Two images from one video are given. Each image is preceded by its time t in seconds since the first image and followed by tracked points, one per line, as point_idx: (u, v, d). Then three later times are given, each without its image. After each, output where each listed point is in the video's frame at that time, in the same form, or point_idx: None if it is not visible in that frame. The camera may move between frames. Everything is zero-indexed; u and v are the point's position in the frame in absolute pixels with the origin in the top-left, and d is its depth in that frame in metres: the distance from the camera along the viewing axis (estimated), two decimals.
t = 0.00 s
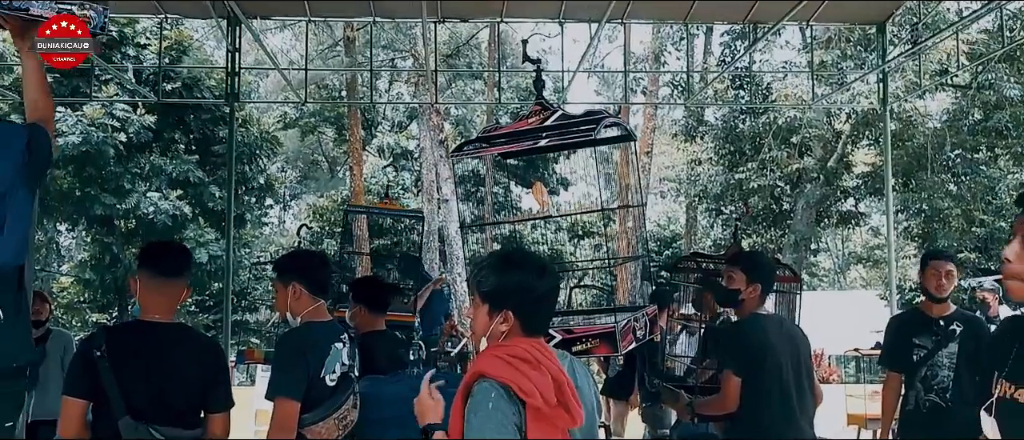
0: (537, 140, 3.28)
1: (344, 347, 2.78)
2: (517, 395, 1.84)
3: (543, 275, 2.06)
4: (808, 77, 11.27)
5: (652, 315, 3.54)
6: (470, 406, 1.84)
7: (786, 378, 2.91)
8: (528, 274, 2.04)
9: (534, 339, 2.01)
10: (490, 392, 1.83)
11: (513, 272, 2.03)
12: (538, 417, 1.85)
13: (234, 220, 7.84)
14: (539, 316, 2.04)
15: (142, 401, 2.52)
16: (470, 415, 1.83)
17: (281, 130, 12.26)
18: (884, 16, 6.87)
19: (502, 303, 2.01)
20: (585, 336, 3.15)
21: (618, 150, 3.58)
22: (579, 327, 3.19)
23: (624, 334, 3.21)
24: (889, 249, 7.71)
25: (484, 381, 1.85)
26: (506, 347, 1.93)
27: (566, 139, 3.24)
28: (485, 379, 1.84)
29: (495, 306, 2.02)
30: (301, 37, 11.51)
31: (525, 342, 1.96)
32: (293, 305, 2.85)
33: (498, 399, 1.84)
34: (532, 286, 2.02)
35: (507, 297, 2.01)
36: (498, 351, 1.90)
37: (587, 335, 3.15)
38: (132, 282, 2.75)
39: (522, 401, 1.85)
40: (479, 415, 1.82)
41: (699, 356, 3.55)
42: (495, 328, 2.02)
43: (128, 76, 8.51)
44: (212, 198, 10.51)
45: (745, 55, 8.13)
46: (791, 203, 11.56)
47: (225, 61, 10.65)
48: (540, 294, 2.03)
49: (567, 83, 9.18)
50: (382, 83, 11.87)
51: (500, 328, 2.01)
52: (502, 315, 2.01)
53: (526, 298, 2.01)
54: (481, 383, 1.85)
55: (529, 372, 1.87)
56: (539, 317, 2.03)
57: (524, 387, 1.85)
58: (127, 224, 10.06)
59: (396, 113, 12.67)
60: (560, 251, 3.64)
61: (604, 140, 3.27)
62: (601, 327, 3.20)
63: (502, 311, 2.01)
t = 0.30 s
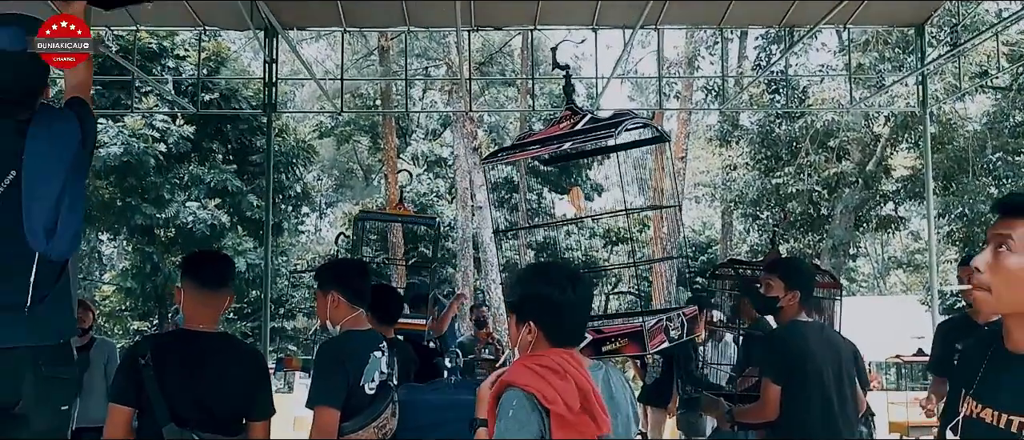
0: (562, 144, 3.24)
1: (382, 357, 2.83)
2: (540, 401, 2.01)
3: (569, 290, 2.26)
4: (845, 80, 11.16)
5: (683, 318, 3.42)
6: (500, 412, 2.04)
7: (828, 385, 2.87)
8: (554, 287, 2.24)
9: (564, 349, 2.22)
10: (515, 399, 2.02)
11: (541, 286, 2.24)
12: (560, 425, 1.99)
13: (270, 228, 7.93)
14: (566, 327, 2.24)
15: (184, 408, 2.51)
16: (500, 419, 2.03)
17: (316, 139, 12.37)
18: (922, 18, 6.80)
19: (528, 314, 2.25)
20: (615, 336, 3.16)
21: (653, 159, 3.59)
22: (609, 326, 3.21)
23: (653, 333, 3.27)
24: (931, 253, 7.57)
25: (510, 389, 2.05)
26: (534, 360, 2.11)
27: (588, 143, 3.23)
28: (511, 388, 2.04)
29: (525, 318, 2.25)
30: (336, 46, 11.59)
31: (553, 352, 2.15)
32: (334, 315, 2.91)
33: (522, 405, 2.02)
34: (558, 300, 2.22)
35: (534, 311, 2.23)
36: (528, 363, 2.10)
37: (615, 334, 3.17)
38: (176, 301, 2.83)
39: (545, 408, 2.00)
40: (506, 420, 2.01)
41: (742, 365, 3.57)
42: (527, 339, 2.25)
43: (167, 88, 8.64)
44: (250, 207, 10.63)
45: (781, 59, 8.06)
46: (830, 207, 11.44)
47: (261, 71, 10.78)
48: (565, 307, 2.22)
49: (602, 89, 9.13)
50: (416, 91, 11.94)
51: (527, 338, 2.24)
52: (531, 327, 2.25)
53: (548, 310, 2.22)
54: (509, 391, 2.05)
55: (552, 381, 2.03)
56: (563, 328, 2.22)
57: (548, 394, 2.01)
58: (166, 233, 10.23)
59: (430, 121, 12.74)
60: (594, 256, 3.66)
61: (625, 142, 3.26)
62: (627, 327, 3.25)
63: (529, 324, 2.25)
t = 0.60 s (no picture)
0: (610, 156, 3.36)
1: (429, 365, 2.82)
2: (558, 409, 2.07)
3: (604, 309, 2.23)
4: (892, 81, 10.99)
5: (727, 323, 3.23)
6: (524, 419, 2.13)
7: (880, 391, 2.82)
8: (591, 306, 2.24)
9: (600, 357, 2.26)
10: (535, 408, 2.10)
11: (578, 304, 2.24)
12: (578, 429, 2.04)
13: (315, 238, 8.03)
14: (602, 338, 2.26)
15: (234, 418, 2.56)
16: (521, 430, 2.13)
17: (359, 148, 12.46)
18: (969, 18, 6.69)
19: (565, 335, 2.25)
20: (654, 341, 3.07)
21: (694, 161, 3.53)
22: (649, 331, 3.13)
23: (692, 338, 3.08)
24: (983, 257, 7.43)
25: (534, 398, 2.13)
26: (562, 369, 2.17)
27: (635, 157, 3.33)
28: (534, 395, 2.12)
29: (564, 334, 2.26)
30: (377, 56, 11.67)
31: (582, 361, 2.19)
32: (380, 323, 2.92)
33: (543, 409, 2.09)
34: (593, 322, 2.20)
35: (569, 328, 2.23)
36: (556, 370, 2.17)
37: (657, 340, 3.07)
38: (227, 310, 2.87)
39: (566, 412, 2.06)
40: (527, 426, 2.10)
41: (793, 372, 3.48)
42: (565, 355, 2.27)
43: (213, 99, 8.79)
44: (294, 215, 10.76)
45: (826, 61, 7.96)
46: (877, 210, 11.27)
47: (304, 82, 10.93)
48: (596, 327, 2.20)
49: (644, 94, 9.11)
50: (456, 99, 12.00)
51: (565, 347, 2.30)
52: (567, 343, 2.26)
53: (582, 332, 2.20)
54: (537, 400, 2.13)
55: (570, 392, 2.08)
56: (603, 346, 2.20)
57: (567, 398, 2.07)
58: (213, 242, 10.39)
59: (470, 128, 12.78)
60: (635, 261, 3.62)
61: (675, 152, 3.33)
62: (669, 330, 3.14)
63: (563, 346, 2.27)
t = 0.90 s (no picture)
0: (663, 89, 3.33)
1: (477, 372, 2.83)
2: (599, 286, 2.10)
3: (642, 205, 2.30)
4: (942, 83, 10.82)
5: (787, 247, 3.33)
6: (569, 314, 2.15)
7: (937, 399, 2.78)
8: (631, 208, 2.29)
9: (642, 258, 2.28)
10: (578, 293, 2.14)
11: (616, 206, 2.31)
12: (620, 302, 2.06)
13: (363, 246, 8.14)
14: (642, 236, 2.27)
15: (286, 422, 2.59)
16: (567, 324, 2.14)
17: (403, 156, 12.58)
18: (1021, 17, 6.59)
19: (605, 233, 2.31)
20: (718, 265, 3.19)
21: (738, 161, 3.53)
22: (712, 257, 3.23)
23: (755, 260, 3.20)
24: None
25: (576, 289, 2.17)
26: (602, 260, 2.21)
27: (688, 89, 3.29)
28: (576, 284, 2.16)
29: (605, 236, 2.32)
30: (420, 64, 11.78)
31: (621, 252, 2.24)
32: (429, 329, 2.94)
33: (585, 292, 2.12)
34: (629, 217, 2.27)
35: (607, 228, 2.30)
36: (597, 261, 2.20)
37: (721, 264, 3.19)
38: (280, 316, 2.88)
39: (604, 288, 2.10)
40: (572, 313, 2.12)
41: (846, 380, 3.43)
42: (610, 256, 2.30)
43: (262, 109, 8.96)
44: (340, 222, 10.88)
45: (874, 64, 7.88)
46: (928, 214, 11.10)
47: (350, 92, 11.07)
48: (635, 222, 2.26)
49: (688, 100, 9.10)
50: (500, 107, 12.07)
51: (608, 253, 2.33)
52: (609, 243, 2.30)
53: (619, 221, 2.27)
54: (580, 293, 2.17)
55: (608, 268, 2.12)
56: (640, 234, 2.25)
57: (606, 276, 2.10)
58: (262, 250, 10.55)
59: (513, 135, 12.73)
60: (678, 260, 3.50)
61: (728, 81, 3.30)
62: (728, 258, 3.22)
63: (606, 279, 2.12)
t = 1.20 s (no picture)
0: (686, 26, 3.19)
1: (514, 374, 2.81)
2: (660, 229, 2.12)
3: (701, 144, 2.26)
4: (984, 82, 10.62)
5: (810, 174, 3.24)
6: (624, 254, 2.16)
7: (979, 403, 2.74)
8: (688, 143, 2.25)
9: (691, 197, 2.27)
10: (636, 234, 2.14)
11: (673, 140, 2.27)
12: (681, 246, 2.11)
13: (398, 250, 8.24)
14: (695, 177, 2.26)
15: (324, 422, 2.61)
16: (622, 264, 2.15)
17: (437, 160, 12.63)
18: None
19: (660, 172, 2.29)
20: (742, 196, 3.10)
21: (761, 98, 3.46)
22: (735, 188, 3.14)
23: (780, 189, 3.12)
24: None
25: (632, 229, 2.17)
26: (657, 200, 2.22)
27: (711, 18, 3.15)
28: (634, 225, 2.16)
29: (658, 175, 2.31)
30: (455, 68, 11.83)
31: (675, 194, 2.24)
32: (467, 331, 2.94)
33: (645, 232, 2.13)
34: (686, 157, 2.24)
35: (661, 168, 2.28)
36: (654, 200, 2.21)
37: (746, 195, 3.10)
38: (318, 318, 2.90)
39: (665, 231, 2.12)
40: (630, 253, 2.13)
41: (886, 382, 3.38)
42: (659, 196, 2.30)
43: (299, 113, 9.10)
44: (375, 226, 10.98)
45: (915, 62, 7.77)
46: (970, 216, 10.91)
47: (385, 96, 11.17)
48: (694, 163, 2.24)
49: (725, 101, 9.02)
50: (534, 110, 12.09)
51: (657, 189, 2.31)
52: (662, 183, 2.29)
53: (673, 161, 2.25)
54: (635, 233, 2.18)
55: (668, 211, 2.14)
56: (694, 176, 2.24)
57: (669, 219, 2.12)
58: (298, 254, 10.68)
59: (547, 138, 12.76)
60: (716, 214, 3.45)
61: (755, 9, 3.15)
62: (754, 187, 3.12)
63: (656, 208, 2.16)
